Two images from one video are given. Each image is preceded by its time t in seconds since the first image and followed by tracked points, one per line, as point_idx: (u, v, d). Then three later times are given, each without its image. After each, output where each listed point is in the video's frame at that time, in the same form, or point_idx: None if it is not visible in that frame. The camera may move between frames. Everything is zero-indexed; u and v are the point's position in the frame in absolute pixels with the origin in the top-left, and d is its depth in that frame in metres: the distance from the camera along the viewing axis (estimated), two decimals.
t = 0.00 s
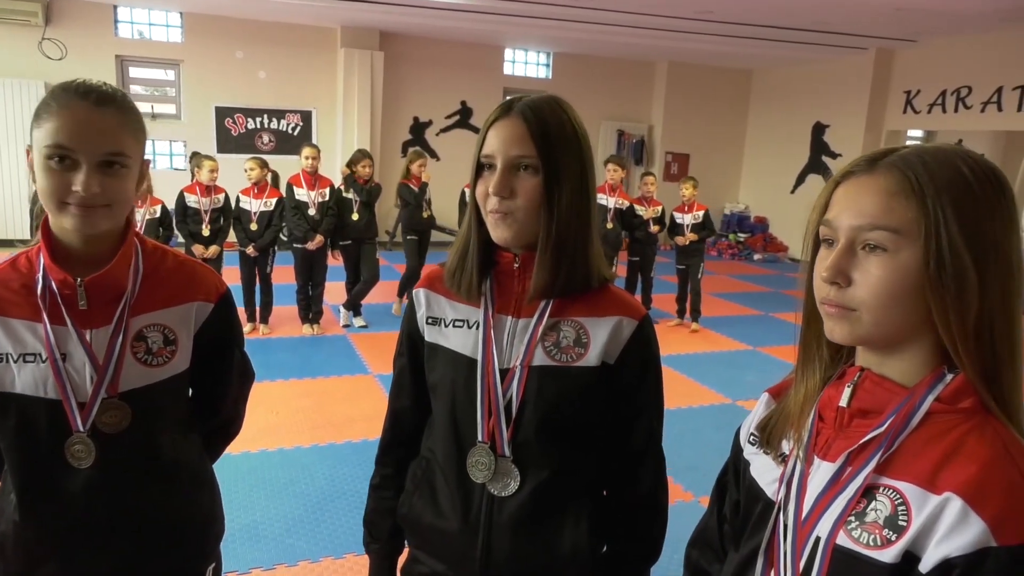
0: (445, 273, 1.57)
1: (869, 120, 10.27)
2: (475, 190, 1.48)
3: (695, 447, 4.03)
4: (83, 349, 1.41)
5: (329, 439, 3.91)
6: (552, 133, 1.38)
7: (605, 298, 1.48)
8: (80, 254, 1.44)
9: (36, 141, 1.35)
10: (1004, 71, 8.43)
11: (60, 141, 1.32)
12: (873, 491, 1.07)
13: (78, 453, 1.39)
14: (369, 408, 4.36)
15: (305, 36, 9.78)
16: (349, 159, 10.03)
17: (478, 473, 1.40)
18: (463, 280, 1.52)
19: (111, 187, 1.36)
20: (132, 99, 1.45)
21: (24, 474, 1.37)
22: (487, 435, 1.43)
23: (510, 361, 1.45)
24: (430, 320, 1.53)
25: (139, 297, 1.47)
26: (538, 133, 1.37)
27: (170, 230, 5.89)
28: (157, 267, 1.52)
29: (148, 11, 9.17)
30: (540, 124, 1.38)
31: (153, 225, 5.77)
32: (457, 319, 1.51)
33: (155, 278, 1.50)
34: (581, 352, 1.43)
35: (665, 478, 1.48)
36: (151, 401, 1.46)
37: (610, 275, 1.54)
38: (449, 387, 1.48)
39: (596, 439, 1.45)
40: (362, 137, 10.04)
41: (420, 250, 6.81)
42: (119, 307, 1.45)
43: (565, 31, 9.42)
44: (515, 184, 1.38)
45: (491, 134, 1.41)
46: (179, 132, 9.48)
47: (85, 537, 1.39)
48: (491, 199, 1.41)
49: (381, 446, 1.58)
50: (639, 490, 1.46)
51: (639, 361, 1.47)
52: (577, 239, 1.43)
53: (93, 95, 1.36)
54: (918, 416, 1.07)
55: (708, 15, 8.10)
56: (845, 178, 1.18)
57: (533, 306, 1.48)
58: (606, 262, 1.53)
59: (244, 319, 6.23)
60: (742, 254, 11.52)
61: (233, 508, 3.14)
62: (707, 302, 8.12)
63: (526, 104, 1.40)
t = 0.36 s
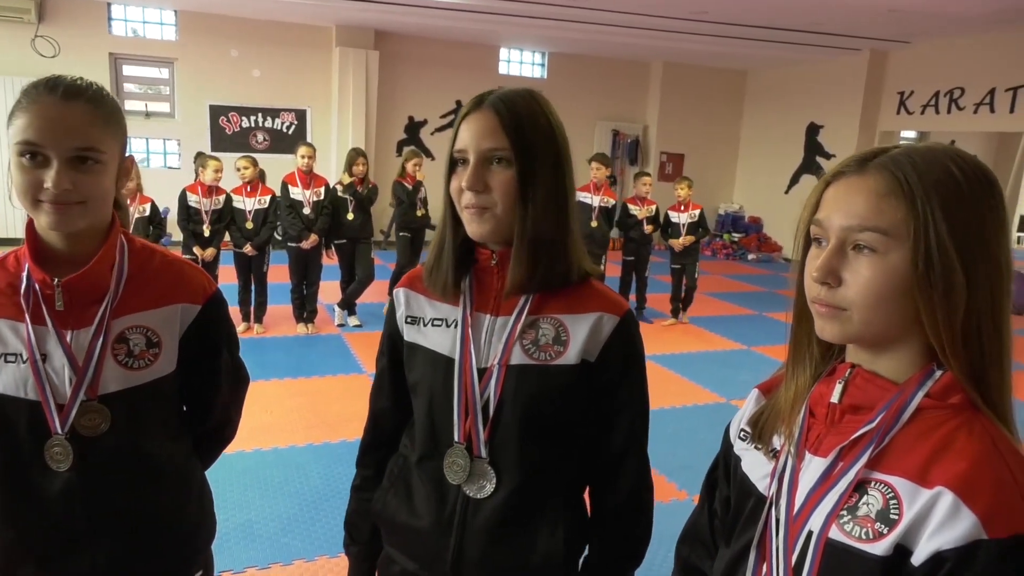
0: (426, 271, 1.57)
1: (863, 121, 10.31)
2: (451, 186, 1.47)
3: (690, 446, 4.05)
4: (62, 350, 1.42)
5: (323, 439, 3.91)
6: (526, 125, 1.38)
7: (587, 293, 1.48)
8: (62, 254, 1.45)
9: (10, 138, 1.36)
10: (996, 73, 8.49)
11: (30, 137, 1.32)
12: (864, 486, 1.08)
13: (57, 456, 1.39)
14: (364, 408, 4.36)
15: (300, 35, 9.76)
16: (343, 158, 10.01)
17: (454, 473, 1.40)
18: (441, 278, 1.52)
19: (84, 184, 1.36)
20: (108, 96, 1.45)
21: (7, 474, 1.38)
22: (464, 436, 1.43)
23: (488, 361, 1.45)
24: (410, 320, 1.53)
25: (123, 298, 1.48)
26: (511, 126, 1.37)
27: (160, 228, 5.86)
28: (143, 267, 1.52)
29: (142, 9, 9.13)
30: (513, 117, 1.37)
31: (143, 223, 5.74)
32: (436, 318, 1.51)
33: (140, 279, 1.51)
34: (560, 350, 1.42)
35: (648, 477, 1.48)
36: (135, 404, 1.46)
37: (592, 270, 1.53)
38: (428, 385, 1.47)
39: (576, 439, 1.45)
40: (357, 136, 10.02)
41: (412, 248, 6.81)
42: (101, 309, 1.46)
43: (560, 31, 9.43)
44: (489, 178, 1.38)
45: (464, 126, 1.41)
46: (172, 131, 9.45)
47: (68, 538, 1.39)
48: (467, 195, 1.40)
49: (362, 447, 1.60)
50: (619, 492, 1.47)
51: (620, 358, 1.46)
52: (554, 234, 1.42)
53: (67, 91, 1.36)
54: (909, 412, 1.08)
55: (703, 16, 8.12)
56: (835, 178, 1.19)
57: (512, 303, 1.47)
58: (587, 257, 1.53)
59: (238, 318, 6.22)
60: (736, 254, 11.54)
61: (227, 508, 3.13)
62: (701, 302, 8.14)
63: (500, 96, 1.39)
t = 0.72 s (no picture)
0: (399, 277, 1.57)
1: (855, 120, 10.37)
2: (422, 191, 1.47)
3: (683, 444, 4.08)
4: (51, 351, 1.43)
5: (318, 438, 3.92)
6: (497, 129, 1.36)
7: (559, 299, 1.47)
8: (49, 254, 1.47)
9: None
10: (987, 72, 8.56)
11: (15, 139, 1.33)
12: (846, 476, 1.11)
13: (45, 458, 1.40)
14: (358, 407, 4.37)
15: (293, 35, 9.75)
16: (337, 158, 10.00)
17: (423, 481, 1.40)
18: (412, 283, 1.52)
19: (71, 186, 1.37)
20: (94, 95, 1.45)
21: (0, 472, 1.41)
22: (432, 443, 1.43)
23: (457, 368, 1.45)
24: (383, 325, 1.54)
25: (112, 299, 1.49)
26: (481, 130, 1.36)
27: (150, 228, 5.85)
28: (132, 267, 1.54)
29: (134, 9, 9.11)
30: (483, 120, 1.36)
31: (134, 223, 5.74)
32: (409, 324, 1.52)
33: (129, 279, 1.52)
34: (529, 358, 1.41)
35: (620, 486, 1.44)
36: (123, 406, 1.47)
37: (566, 275, 1.53)
38: (398, 392, 1.48)
39: (547, 448, 1.43)
40: (350, 136, 10.02)
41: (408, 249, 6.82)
42: (90, 310, 1.47)
43: (554, 30, 9.45)
44: (459, 183, 1.37)
45: (435, 131, 1.40)
46: (165, 131, 9.44)
47: (55, 540, 1.40)
48: (437, 199, 1.39)
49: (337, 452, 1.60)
50: (590, 504, 1.43)
51: (592, 363, 1.44)
52: (527, 239, 1.42)
53: (52, 92, 1.37)
54: (889, 405, 1.11)
55: (696, 15, 8.16)
56: (815, 177, 1.21)
57: (483, 309, 1.47)
58: (560, 261, 1.52)
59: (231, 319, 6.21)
60: (729, 253, 11.58)
61: (222, 507, 3.14)
62: (695, 301, 8.17)
63: (471, 101, 1.38)
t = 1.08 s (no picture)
0: (374, 281, 1.57)
1: (848, 119, 10.43)
2: (395, 192, 1.47)
3: (677, 442, 4.11)
4: (41, 352, 1.45)
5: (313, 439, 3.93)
6: (468, 133, 1.37)
7: (532, 302, 1.47)
8: (40, 256, 1.48)
9: None
10: (978, 70, 8.62)
11: (5, 140, 1.34)
12: (834, 468, 1.13)
13: (36, 459, 1.41)
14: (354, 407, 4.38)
15: (287, 35, 9.76)
16: (332, 159, 10.00)
17: (394, 485, 1.41)
18: (385, 286, 1.52)
19: (63, 188, 1.39)
20: (84, 97, 1.47)
21: None
22: (404, 447, 1.43)
23: (429, 372, 1.44)
24: (358, 329, 1.54)
25: (102, 300, 1.51)
26: (452, 133, 1.36)
27: (143, 229, 5.86)
28: (123, 268, 1.55)
29: (127, 9, 9.10)
30: (455, 122, 1.37)
31: (127, 224, 5.74)
32: (383, 328, 1.52)
33: (119, 280, 1.54)
34: (501, 362, 1.42)
35: (592, 490, 1.46)
36: (114, 406, 1.49)
37: (541, 277, 1.53)
38: (371, 397, 1.49)
39: (520, 454, 1.43)
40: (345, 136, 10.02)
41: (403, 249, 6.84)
42: (80, 311, 1.49)
43: (548, 30, 9.48)
44: (431, 186, 1.37)
45: (407, 134, 1.40)
46: (159, 132, 9.43)
47: (45, 542, 1.42)
48: (410, 202, 1.40)
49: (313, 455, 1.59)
50: (563, 510, 1.45)
51: (565, 368, 1.45)
52: (500, 241, 1.42)
53: (41, 93, 1.38)
54: (875, 397, 1.14)
55: (689, 15, 8.20)
56: (802, 175, 1.24)
57: (456, 312, 1.47)
58: (535, 263, 1.52)
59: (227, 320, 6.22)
60: (723, 252, 11.63)
61: (217, 507, 3.16)
62: (689, 300, 8.20)
63: (443, 102, 1.39)
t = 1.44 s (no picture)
0: (362, 283, 1.57)
1: (846, 116, 10.43)
2: (382, 195, 1.46)
3: (678, 440, 4.11)
4: (43, 354, 1.45)
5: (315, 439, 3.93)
6: (453, 133, 1.36)
7: (521, 302, 1.47)
8: (42, 258, 1.48)
9: None
10: (976, 66, 8.62)
11: (5, 143, 1.34)
12: (840, 461, 1.13)
13: (39, 461, 1.41)
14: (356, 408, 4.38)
15: (285, 37, 9.76)
16: (331, 160, 10.00)
17: (388, 488, 1.40)
18: (372, 290, 1.52)
19: (62, 190, 1.39)
20: (83, 99, 1.47)
21: None
22: (397, 450, 1.42)
23: (422, 373, 1.44)
24: (346, 332, 1.53)
25: (103, 302, 1.51)
26: (438, 133, 1.35)
27: (143, 232, 5.86)
28: (124, 269, 1.55)
29: (125, 13, 9.11)
30: (440, 122, 1.36)
31: (126, 227, 5.74)
32: (372, 330, 1.51)
33: (120, 281, 1.54)
34: (494, 362, 1.41)
35: (587, 488, 1.46)
36: (117, 407, 1.49)
37: (529, 277, 1.53)
38: (361, 400, 1.48)
39: (513, 456, 1.43)
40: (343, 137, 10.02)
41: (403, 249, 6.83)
42: (81, 314, 1.49)
43: (546, 30, 9.49)
44: (418, 187, 1.37)
45: (393, 135, 1.40)
46: (157, 135, 9.43)
47: (46, 544, 1.42)
48: (397, 204, 1.39)
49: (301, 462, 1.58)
50: (557, 509, 1.45)
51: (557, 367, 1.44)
52: (487, 241, 1.42)
53: (41, 95, 1.37)
54: (881, 389, 1.14)
55: (686, 14, 8.20)
56: (802, 171, 1.24)
57: (446, 313, 1.47)
58: (523, 263, 1.52)
59: (228, 321, 6.23)
60: (723, 250, 11.63)
61: (219, 508, 3.16)
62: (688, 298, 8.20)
63: (428, 103, 1.39)
